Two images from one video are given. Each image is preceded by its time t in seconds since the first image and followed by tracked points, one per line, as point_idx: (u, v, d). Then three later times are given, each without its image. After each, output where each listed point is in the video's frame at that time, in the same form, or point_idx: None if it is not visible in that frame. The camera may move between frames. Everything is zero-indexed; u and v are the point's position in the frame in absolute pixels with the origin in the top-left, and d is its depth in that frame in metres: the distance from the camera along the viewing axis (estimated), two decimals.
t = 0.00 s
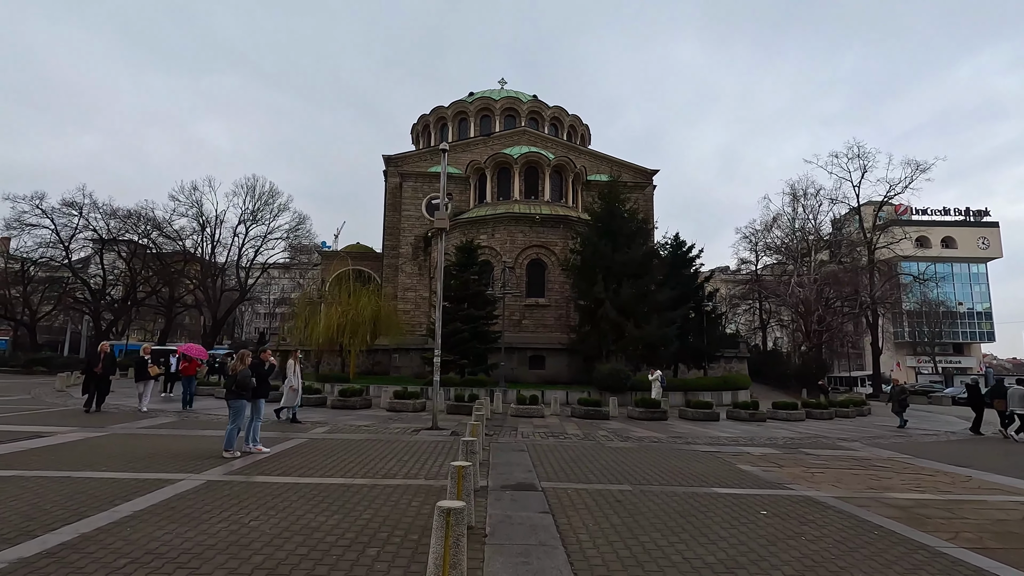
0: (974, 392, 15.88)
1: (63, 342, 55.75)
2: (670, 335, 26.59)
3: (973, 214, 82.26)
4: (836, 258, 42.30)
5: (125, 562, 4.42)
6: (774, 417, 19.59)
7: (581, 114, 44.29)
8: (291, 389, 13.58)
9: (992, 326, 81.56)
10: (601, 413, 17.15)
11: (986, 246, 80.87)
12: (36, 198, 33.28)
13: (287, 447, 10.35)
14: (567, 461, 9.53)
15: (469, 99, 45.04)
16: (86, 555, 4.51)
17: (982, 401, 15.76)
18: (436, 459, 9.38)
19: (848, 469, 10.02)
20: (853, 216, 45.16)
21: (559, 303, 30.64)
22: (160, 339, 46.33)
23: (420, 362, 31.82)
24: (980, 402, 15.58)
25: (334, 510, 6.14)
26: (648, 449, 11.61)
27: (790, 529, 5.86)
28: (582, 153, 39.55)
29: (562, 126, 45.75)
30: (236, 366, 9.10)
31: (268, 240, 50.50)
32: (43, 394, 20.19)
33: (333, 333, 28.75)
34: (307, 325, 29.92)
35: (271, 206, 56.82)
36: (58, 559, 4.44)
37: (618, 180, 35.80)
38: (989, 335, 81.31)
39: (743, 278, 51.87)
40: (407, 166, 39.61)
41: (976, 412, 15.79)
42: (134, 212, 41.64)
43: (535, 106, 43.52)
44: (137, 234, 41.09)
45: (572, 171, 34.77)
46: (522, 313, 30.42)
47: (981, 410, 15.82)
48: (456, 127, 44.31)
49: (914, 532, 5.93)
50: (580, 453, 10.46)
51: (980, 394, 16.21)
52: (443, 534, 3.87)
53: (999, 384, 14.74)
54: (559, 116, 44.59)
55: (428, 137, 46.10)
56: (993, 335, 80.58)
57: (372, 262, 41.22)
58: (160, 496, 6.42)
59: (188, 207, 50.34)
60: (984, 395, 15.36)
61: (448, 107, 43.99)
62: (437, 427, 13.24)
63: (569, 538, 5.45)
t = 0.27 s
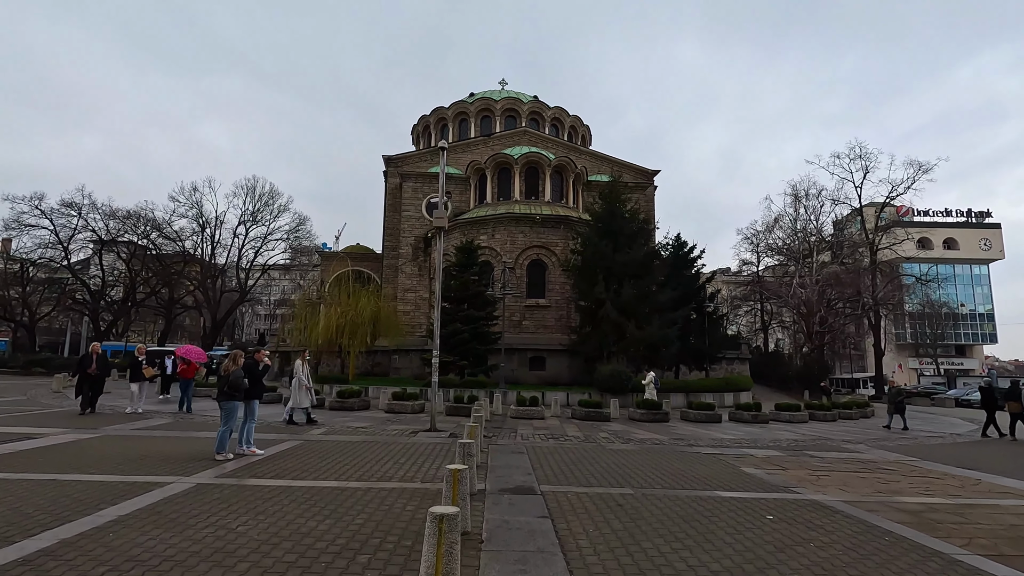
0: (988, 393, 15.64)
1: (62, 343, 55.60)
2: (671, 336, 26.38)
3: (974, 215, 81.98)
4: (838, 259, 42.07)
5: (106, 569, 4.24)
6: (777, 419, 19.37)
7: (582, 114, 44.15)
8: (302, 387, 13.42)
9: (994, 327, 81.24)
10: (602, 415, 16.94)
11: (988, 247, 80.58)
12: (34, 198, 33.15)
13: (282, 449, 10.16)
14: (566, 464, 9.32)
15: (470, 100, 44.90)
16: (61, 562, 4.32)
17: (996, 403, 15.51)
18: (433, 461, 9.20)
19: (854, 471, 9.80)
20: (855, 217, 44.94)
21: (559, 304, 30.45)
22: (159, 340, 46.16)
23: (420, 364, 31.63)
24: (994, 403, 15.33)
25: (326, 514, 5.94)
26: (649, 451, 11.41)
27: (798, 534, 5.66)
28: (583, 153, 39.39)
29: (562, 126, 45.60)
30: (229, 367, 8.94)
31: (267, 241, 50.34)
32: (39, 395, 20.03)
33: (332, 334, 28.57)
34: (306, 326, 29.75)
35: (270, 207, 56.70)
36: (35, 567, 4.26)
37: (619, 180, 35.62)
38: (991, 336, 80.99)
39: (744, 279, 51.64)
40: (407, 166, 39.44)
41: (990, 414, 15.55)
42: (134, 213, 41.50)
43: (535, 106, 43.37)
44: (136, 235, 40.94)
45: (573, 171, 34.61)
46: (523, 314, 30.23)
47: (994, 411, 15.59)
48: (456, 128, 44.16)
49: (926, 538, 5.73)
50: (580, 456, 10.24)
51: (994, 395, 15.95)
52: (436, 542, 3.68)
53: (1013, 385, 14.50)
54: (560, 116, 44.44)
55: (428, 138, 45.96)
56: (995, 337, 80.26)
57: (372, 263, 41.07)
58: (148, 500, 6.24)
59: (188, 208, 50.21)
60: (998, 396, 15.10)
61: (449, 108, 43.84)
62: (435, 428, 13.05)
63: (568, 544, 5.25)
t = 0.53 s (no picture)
0: (999, 395, 15.45)
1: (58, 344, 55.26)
2: (671, 337, 26.19)
3: (973, 216, 81.95)
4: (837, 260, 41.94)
5: None
6: (778, 421, 19.18)
7: (580, 114, 43.98)
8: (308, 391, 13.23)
9: (993, 328, 81.20)
10: (601, 417, 16.74)
11: (987, 248, 80.56)
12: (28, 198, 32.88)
13: (273, 453, 9.93)
14: (564, 469, 9.11)
15: (468, 100, 44.69)
16: None
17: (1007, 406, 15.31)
18: (428, 467, 8.98)
19: (858, 476, 9.61)
20: (854, 217, 44.81)
21: (558, 305, 30.25)
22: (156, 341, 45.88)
23: (417, 365, 31.41)
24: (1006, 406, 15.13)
25: (314, 523, 5.72)
26: (649, 455, 11.19)
27: (804, 544, 5.46)
28: (582, 153, 39.21)
29: (561, 126, 45.41)
30: (218, 369, 8.74)
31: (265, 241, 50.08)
32: (31, 397, 19.79)
33: (328, 335, 28.28)
34: (303, 326, 29.51)
35: (268, 207, 56.45)
36: None
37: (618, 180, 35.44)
38: (990, 337, 80.93)
39: (743, 279, 51.50)
40: (405, 166, 39.24)
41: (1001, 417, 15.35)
42: (129, 213, 41.21)
43: (534, 106, 43.18)
44: (131, 234, 40.65)
45: (571, 171, 34.41)
46: (521, 315, 30.02)
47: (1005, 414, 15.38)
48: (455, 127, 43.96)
49: (938, 549, 5.53)
50: (578, 460, 10.03)
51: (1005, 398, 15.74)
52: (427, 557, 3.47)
53: None
54: (558, 116, 44.26)
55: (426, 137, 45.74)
56: (994, 337, 80.20)
57: (370, 264, 40.86)
58: (131, 508, 6.02)
59: (184, 208, 49.94)
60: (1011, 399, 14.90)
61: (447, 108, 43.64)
62: (431, 431, 12.83)
63: (566, 555, 5.04)
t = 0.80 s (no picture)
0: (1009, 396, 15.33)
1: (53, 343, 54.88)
2: (670, 336, 26.05)
3: (970, 215, 82.01)
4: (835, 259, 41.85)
5: None
6: (778, 420, 19.04)
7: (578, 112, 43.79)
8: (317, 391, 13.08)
9: (990, 327, 81.28)
10: (600, 416, 16.57)
11: (984, 247, 80.61)
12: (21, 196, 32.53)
13: (267, 454, 9.71)
14: (563, 470, 8.92)
15: (466, 97, 44.45)
16: None
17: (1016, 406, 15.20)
18: (425, 469, 8.78)
19: (863, 477, 9.43)
20: (853, 216, 44.73)
21: (556, 304, 30.07)
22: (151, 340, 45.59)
23: (415, 364, 31.22)
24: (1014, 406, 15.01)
25: (305, 529, 5.50)
26: (650, 455, 11.01)
27: (813, 549, 5.27)
28: (580, 152, 39.02)
29: (559, 125, 45.22)
30: (209, 369, 8.53)
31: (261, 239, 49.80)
32: (24, 397, 19.55)
33: (324, 334, 27.97)
34: (299, 326, 29.27)
35: (265, 206, 56.13)
36: None
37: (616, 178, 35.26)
38: (987, 336, 81.01)
39: (741, 278, 51.42)
40: (402, 164, 39.00)
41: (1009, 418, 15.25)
42: (124, 211, 40.87)
43: (532, 104, 42.97)
44: (126, 233, 40.31)
45: (570, 169, 34.22)
46: (519, 314, 29.85)
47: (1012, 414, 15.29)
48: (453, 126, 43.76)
49: (950, 553, 5.35)
50: (578, 461, 9.84)
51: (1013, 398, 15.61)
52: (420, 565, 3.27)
53: None
54: (557, 114, 44.05)
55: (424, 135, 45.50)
56: (991, 336, 80.28)
57: (367, 262, 40.64)
58: (117, 512, 5.82)
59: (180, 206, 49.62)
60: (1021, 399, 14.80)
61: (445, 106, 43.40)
62: (429, 432, 12.64)
63: (567, 561, 4.85)
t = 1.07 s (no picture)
0: None
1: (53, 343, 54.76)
2: (673, 334, 25.86)
3: (973, 213, 81.62)
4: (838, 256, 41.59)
5: None
6: (783, 418, 18.84)
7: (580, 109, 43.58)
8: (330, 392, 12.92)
9: (993, 325, 80.93)
10: (604, 415, 16.38)
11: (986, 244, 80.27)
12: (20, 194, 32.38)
13: (267, 454, 9.53)
14: (568, 469, 8.73)
15: (467, 95, 44.24)
16: None
17: None
18: (427, 469, 8.59)
19: (875, 476, 9.23)
20: (856, 213, 44.46)
21: (558, 301, 29.89)
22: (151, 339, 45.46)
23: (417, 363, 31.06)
24: None
25: (305, 532, 5.31)
26: (656, 454, 10.83)
27: (831, 551, 5.09)
28: (582, 148, 38.80)
29: (561, 122, 45.00)
30: (208, 367, 8.33)
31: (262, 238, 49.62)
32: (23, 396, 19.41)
33: (324, 333, 27.63)
34: (300, 324, 29.09)
35: (266, 204, 55.97)
36: None
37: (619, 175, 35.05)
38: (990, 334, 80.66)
39: (744, 276, 51.19)
40: (403, 162, 38.80)
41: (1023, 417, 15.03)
42: (124, 210, 40.68)
43: (534, 101, 42.75)
44: (126, 232, 40.12)
45: (572, 166, 34.00)
46: (521, 312, 29.66)
47: None
48: (454, 123, 43.51)
49: (974, 556, 5.15)
50: (583, 460, 9.64)
51: None
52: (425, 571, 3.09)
53: None
54: (558, 111, 43.83)
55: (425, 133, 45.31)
56: (994, 334, 79.93)
57: (368, 260, 40.47)
58: (111, 515, 5.64)
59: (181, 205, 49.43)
60: None
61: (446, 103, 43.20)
62: (431, 430, 12.47)
63: (577, 565, 4.67)
